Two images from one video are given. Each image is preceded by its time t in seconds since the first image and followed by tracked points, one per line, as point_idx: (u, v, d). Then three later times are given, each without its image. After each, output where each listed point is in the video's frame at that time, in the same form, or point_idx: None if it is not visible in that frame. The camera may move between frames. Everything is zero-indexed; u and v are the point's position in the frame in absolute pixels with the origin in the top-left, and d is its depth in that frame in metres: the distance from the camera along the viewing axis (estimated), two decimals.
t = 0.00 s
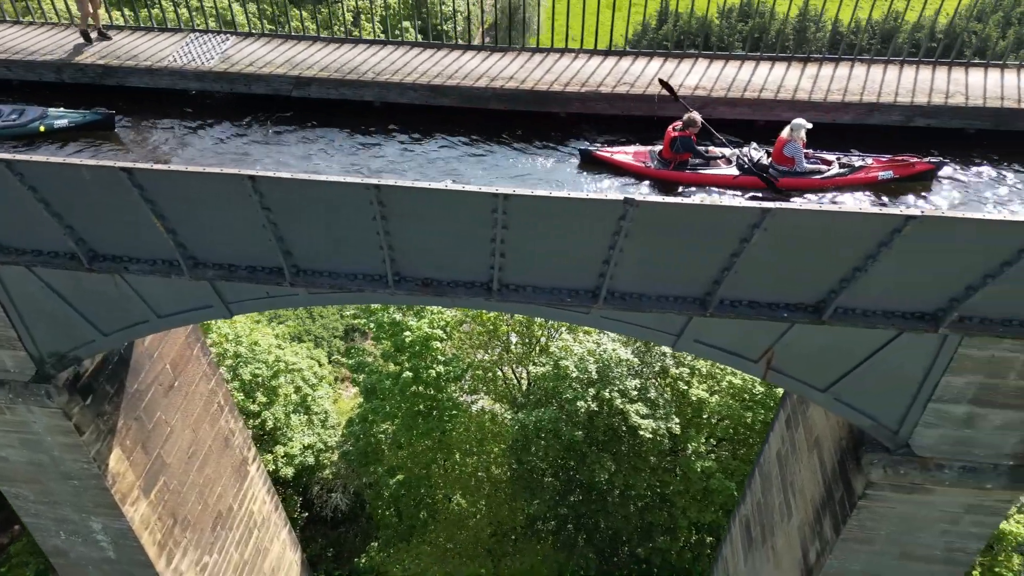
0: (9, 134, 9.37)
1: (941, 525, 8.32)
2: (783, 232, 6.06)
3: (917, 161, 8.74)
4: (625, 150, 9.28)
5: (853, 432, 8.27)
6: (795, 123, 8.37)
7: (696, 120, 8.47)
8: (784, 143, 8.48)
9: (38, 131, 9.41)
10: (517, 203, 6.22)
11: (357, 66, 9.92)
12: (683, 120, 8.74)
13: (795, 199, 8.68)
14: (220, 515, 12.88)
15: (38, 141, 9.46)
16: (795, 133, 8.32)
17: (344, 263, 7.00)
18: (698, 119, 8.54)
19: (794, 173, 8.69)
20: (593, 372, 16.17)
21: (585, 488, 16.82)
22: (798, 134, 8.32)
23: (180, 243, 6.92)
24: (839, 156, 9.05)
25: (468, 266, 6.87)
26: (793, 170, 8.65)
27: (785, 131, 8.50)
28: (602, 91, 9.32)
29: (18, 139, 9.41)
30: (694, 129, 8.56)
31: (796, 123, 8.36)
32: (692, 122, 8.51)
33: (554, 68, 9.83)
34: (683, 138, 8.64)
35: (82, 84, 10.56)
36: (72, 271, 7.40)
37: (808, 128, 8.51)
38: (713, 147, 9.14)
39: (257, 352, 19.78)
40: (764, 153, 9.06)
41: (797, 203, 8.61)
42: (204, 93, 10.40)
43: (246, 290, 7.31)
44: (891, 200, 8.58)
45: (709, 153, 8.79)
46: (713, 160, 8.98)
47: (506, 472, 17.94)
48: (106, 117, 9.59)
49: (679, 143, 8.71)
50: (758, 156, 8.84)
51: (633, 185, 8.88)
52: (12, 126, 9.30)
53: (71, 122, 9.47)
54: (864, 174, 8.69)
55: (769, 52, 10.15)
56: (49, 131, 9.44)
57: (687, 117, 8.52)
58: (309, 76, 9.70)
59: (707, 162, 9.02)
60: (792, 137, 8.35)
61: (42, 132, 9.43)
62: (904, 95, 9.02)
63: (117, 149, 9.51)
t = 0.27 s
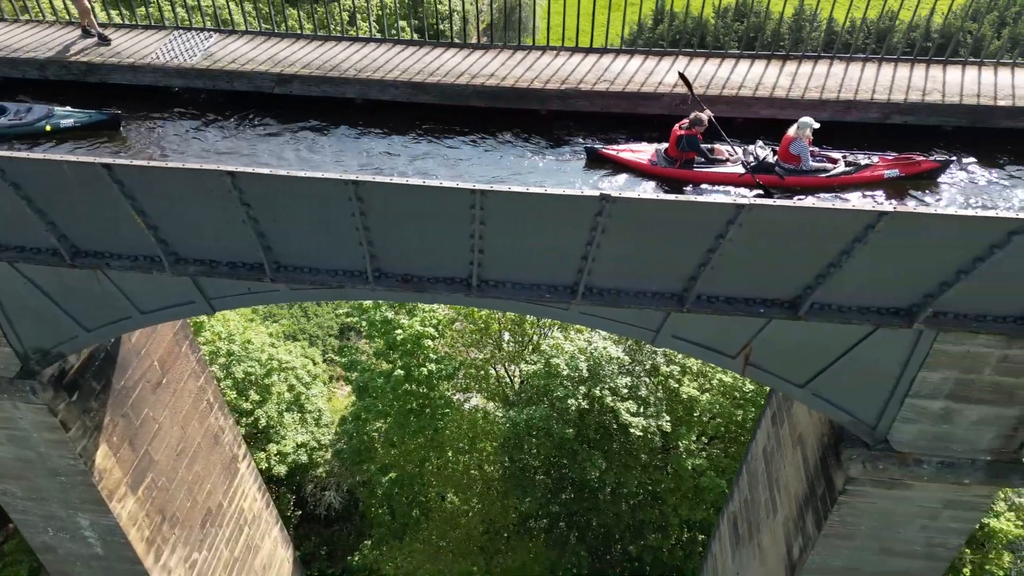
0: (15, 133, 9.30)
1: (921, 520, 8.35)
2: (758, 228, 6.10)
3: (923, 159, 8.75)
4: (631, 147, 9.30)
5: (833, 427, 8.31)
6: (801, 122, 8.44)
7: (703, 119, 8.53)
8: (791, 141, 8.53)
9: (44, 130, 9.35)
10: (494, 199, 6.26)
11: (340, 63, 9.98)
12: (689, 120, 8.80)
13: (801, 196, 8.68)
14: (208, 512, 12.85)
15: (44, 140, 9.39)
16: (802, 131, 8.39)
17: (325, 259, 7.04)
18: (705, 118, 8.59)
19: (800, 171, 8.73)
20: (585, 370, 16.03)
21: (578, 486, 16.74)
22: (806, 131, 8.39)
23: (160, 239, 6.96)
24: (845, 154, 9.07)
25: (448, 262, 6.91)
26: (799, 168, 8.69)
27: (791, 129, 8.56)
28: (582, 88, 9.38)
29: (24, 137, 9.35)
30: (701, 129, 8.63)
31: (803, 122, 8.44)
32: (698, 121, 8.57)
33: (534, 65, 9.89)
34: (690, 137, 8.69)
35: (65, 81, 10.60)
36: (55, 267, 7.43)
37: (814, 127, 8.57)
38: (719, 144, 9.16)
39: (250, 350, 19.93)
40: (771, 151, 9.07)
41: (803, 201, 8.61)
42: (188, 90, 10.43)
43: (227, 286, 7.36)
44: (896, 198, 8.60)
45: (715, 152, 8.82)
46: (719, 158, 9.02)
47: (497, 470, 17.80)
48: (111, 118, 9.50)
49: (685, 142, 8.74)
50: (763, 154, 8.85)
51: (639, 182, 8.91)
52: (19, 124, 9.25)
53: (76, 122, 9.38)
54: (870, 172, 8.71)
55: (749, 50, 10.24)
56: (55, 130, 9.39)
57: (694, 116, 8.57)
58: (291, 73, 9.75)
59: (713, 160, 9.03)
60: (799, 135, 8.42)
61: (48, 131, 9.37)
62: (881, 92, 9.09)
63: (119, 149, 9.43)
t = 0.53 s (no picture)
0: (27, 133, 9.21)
1: (908, 517, 8.37)
2: (742, 224, 6.12)
3: (939, 159, 8.63)
4: (647, 146, 9.20)
5: (819, 424, 8.34)
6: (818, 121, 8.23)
7: (718, 118, 8.42)
8: (806, 140, 8.32)
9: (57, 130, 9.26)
10: (478, 196, 6.29)
11: (327, 61, 10.02)
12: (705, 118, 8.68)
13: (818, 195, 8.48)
14: (202, 509, 12.87)
15: (56, 140, 9.30)
16: (819, 130, 8.17)
17: (311, 256, 7.08)
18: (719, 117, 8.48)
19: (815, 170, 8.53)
20: (578, 368, 15.96)
21: (572, 484, 16.80)
22: (821, 131, 8.17)
23: (147, 236, 6.99)
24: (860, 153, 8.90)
25: (434, 259, 6.94)
26: (816, 167, 8.48)
27: (806, 127, 8.32)
28: (568, 86, 9.40)
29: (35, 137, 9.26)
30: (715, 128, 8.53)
31: (819, 120, 8.23)
32: (712, 119, 8.46)
33: (521, 63, 9.94)
34: (703, 137, 8.58)
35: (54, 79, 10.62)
36: (43, 263, 7.47)
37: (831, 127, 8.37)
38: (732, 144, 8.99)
39: (246, 349, 19.65)
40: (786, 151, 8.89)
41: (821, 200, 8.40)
42: (178, 88, 10.45)
43: (215, 282, 7.40)
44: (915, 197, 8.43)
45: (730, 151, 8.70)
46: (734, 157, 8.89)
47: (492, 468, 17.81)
48: (125, 117, 9.43)
49: (699, 141, 8.63)
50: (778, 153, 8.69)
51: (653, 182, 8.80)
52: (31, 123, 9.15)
53: (90, 122, 9.31)
54: (887, 171, 8.54)
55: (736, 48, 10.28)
56: (67, 130, 9.29)
57: (709, 115, 8.47)
58: (279, 70, 9.79)
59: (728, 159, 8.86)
60: (815, 134, 8.21)
61: (60, 130, 9.27)
62: (865, 90, 9.14)
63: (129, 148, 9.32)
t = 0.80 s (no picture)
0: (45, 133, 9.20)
1: (902, 514, 8.39)
2: (734, 221, 6.14)
3: (961, 158, 8.58)
4: (667, 146, 9.16)
5: (813, 421, 8.36)
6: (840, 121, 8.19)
7: (739, 116, 8.36)
8: (829, 139, 8.30)
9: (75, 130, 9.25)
10: (472, 193, 6.31)
11: (322, 59, 10.05)
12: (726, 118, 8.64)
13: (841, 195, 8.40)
14: (199, 507, 12.89)
15: (75, 140, 9.29)
16: (841, 129, 8.16)
17: (306, 253, 7.09)
18: (741, 116, 8.42)
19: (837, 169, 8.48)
20: (575, 366, 15.93)
21: (569, 483, 16.82)
22: (842, 130, 8.15)
23: (142, 233, 7.01)
24: (883, 152, 8.83)
25: (428, 256, 6.96)
26: (837, 167, 8.45)
27: (829, 128, 8.33)
28: (562, 84, 9.42)
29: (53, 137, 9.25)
30: (738, 127, 8.47)
31: (842, 120, 8.20)
32: (733, 118, 8.40)
33: (516, 61, 9.96)
34: (724, 135, 8.50)
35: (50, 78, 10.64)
36: (38, 261, 7.49)
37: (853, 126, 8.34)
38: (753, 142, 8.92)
39: (243, 347, 19.56)
40: (808, 151, 8.83)
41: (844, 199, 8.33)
42: (173, 87, 10.47)
43: (210, 280, 7.42)
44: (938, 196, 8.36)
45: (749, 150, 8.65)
46: (757, 156, 8.79)
47: (489, 467, 17.82)
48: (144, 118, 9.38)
49: (719, 139, 8.55)
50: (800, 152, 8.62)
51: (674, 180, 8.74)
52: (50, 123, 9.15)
53: (109, 122, 9.27)
54: (910, 170, 8.48)
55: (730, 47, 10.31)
56: (85, 130, 9.28)
57: (731, 113, 8.42)
58: (274, 69, 9.82)
59: (750, 158, 8.79)
60: (836, 134, 8.20)
61: (78, 131, 9.27)
62: (858, 89, 9.17)
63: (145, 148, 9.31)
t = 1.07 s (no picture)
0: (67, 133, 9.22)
1: (900, 512, 8.40)
2: (731, 220, 6.16)
3: (989, 158, 8.60)
4: (695, 146, 9.10)
5: (811, 420, 8.37)
6: (869, 120, 8.18)
7: (766, 114, 8.29)
8: (856, 139, 8.31)
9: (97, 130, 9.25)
10: (470, 191, 6.32)
11: (321, 58, 10.06)
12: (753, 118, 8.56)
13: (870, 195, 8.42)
14: (198, 506, 12.90)
15: (96, 140, 9.29)
16: (869, 130, 8.14)
17: (304, 252, 7.11)
18: (768, 115, 8.35)
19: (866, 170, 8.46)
20: (574, 365, 15.94)
21: (569, 482, 16.83)
22: (872, 130, 8.15)
23: (141, 232, 7.02)
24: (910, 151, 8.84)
25: (427, 255, 6.97)
26: (865, 167, 8.42)
27: (857, 127, 8.31)
28: (560, 83, 9.43)
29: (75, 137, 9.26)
30: (764, 125, 8.42)
31: (871, 120, 8.16)
32: (760, 117, 8.33)
33: (514, 60, 9.98)
34: (751, 134, 8.42)
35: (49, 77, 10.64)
36: (38, 260, 7.51)
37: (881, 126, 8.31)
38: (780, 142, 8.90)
39: (243, 347, 19.55)
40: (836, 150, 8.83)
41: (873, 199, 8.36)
42: (172, 86, 10.48)
43: (209, 278, 7.44)
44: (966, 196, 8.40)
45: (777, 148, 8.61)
46: (784, 157, 8.78)
47: (489, 466, 17.81)
48: (167, 119, 9.35)
49: (746, 139, 8.48)
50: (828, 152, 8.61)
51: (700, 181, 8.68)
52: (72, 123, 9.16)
53: (132, 122, 9.27)
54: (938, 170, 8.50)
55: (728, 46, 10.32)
56: (107, 130, 9.27)
57: (756, 112, 8.35)
58: (272, 68, 9.83)
59: (777, 159, 8.79)
60: (864, 133, 8.19)
61: (101, 131, 9.26)
62: (856, 88, 9.19)
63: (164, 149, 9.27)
